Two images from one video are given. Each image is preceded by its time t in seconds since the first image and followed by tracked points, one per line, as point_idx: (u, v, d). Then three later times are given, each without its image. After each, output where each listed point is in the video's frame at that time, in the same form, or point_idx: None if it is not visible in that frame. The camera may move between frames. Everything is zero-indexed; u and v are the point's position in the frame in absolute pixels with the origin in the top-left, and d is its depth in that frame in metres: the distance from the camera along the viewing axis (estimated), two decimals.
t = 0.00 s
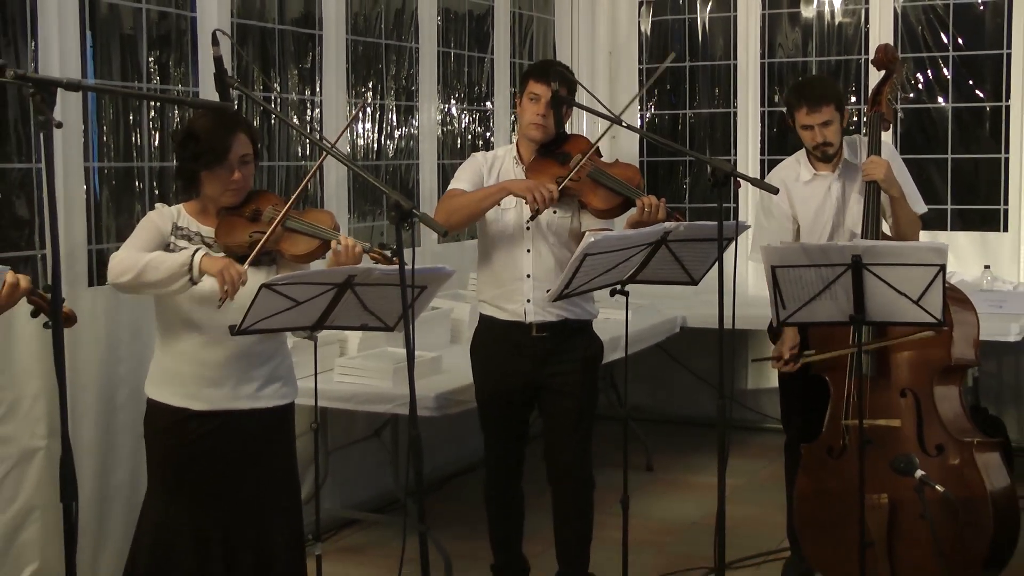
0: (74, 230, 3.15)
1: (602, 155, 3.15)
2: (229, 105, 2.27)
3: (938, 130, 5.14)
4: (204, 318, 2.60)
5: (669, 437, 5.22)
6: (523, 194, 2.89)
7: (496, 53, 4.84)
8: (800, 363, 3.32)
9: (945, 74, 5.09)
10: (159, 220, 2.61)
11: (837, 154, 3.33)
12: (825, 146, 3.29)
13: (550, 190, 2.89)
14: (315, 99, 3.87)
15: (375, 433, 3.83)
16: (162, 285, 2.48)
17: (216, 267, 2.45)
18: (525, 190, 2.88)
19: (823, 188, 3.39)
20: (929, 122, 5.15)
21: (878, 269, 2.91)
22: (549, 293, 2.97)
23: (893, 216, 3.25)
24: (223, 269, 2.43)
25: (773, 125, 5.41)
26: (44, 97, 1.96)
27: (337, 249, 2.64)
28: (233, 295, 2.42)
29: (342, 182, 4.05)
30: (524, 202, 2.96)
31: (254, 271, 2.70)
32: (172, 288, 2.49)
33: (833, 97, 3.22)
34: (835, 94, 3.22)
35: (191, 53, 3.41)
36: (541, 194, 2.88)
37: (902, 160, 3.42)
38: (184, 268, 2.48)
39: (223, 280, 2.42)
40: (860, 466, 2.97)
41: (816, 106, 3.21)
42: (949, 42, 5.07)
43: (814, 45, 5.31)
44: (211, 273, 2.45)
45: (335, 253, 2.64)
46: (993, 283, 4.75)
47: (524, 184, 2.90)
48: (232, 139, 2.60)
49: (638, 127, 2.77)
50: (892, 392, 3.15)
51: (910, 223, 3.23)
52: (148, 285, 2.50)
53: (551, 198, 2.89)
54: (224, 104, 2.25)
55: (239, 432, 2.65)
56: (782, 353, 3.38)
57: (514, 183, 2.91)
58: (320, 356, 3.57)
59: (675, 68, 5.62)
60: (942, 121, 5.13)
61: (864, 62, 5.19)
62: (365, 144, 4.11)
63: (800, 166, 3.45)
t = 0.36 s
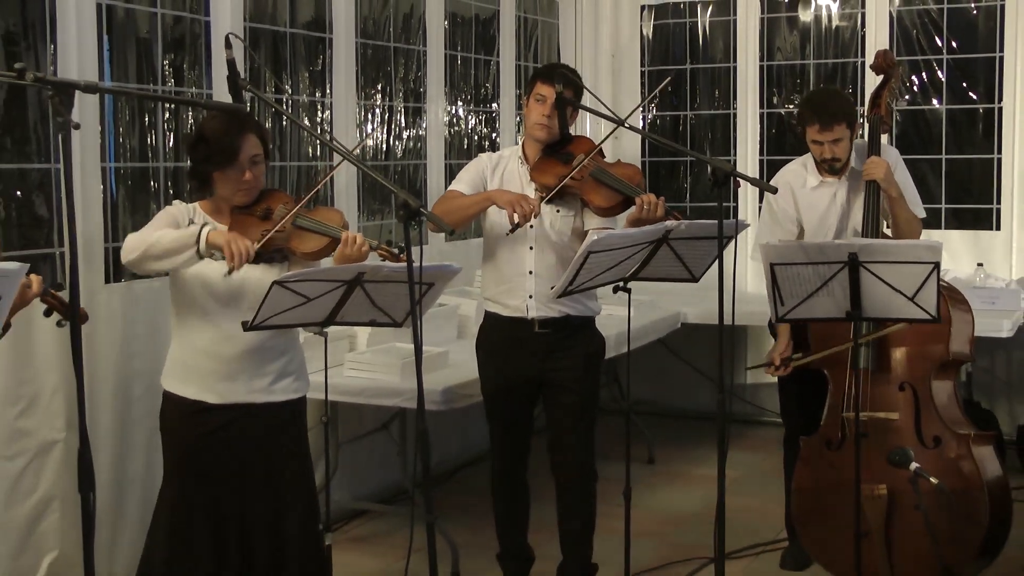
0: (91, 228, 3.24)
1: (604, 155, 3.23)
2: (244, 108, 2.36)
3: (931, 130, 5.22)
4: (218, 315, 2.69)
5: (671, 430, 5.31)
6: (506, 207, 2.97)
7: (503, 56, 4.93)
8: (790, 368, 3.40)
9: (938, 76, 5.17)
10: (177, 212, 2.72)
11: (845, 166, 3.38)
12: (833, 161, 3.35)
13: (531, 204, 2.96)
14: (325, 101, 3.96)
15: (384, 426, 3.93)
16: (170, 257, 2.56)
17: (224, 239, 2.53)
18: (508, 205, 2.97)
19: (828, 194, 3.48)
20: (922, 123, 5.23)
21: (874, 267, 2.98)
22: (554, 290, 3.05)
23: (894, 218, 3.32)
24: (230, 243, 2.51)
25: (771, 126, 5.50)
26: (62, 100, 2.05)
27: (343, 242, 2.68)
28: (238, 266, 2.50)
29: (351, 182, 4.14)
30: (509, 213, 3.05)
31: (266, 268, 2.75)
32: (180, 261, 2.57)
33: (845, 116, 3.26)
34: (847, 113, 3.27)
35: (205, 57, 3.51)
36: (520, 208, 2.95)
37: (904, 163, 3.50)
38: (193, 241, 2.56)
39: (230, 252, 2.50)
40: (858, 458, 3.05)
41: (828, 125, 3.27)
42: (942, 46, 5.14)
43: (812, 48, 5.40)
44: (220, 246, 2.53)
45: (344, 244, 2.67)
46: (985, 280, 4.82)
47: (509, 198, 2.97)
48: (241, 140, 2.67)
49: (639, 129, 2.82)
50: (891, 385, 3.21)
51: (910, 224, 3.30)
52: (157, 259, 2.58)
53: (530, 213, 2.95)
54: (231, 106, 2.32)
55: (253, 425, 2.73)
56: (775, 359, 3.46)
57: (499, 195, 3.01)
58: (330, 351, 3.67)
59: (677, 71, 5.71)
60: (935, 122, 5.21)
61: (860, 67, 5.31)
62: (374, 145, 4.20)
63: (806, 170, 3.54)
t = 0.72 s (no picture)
0: (109, 228, 3.34)
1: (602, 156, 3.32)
2: (258, 112, 2.43)
3: (926, 133, 5.30)
4: (232, 312, 2.78)
5: (673, 425, 5.41)
6: (524, 191, 3.05)
7: (509, 61, 5.03)
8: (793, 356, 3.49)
9: (932, 80, 5.26)
10: (189, 217, 2.80)
11: (841, 162, 3.49)
12: (830, 157, 3.45)
13: (550, 188, 3.04)
14: (336, 104, 4.06)
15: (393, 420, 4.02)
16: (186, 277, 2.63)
17: (238, 259, 2.58)
18: (526, 189, 3.05)
19: (825, 189, 3.56)
20: (916, 124, 5.32)
21: (870, 265, 3.05)
22: (557, 288, 3.13)
23: (892, 216, 3.41)
24: (244, 263, 2.56)
25: (770, 128, 5.59)
26: (82, 103, 2.08)
27: (353, 240, 2.77)
28: (253, 285, 2.55)
29: (361, 183, 4.24)
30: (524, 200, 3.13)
31: (278, 267, 2.84)
32: (196, 280, 2.64)
33: (843, 113, 3.36)
34: (845, 109, 3.36)
35: (219, 61, 3.60)
36: (541, 191, 3.03)
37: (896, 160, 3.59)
38: (208, 261, 2.62)
39: (244, 271, 2.55)
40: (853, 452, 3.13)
41: (827, 122, 3.37)
42: (936, 50, 5.23)
43: (810, 52, 5.49)
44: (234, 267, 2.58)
45: (353, 243, 2.76)
46: (977, 279, 4.89)
47: (526, 183, 3.06)
48: (254, 142, 2.76)
49: (641, 131, 2.90)
50: (885, 382, 3.31)
51: (908, 219, 3.39)
52: (174, 277, 2.66)
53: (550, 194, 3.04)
54: (248, 110, 2.38)
55: (267, 419, 2.82)
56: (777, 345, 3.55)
57: (516, 183, 3.08)
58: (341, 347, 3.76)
59: (678, 75, 5.80)
60: (929, 125, 5.29)
61: (856, 70, 5.38)
62: (383, 147, 4.29)
63: (803, 168, 3.63)
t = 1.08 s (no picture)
0: (124, 228, 3.43)
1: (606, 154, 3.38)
2: (268, 113, 2.46)
3: (920, 135, 5.39)
4: (246, 309, 2.87)
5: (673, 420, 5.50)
6: (517, 204, 3.13)
7: (514, 64, 5.12)
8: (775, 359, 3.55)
9: (926, 83, 5.35)
10: (203, 215, 2.87)
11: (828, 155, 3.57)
12: (817, 149, 3.53)
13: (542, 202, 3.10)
14: (346, 106, 4.15)
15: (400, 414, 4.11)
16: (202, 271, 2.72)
17: (251, 255, 2.67)
18: (519, 203, 3.13)
19: (814, 185, 3.65)
20: (910, 126, 5.40)
21: (866, 264, 3.12)
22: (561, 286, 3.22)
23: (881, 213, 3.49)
24: (257, 258, 2.65)
25: (769, 130, 5.68)
26: (98, 105, 2.13)
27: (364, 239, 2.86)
28: (267, 281, 2.63)
29: (370, 183, 4.33)
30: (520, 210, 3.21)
31: (290, 265, 2.93)
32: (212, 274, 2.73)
33: (827, 104, 3.44)
34: (828, 102, 3.44)
35: (231, 64, 3.70)
36: (531, 205, 3.10)
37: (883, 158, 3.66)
38: (223, 256, 2.71)
39: (257, 267, 2.63)
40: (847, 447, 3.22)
41: (810, 113, 3.44)
42: (930, 54, 5.33)
43: (807, 57, 5.59)
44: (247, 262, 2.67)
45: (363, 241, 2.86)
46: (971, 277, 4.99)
47: (519, 196, 3.14)
48: (268, 143, 2.85)
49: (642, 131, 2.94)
50: (875, 378, 3.37)
51: (896, 216, 3.48)
52: (189, 271, 2.74)
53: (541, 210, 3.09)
54: (262, 111, 2.44)
55: (279, 413, 2.92)
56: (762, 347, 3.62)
57: (509, 194, 3.17)
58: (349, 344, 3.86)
59: (678, 78, 5.89)
60: (923, 127, 5.38)
61: (852, 74, 5.49)
62: (391, 148, 4.38)
63: (792, 165, 3.71)
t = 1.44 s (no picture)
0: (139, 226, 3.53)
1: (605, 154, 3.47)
2: (274, 115, 2.55)
3: (914, 135, 5.49)
4: (258, 306, 2.96)
5: (674, 415, 5.59)
6: (536, 193, 3.18)
7: (518, 67, 5.22)
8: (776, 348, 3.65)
9: (919, 85, 5.45)
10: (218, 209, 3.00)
11: (823, 154, 3.66)
12: (812, 148, 3.62)
13: (558, 189, 3.17)
14: (354, 109, 4.24)
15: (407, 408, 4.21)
16: (212, 252, 2.82)
17: (261, 238, 2.77)
18: (537, 191, 3.18)
19: (809, 185, 3.75)
20: (905, 129, 5.51)
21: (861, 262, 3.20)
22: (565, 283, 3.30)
23: (874, 212, 3.58)
24: (267, 242, 2.75)
25: (767, 131, 5.76)
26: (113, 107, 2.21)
27: (372, 239, 2.93)
28: (274, 264, 2.73)
29: (378, 184, 4.43)
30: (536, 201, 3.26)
31: (299, 262, 3.01)
32: (222, 254, 2.83)
33: (823, 104, 3.53)
34: (824, 102, 3.53)
35: (242, 69, 3.80)
36: (549, 194, 3.16)
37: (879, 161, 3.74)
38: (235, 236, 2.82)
39: (266, 250, 2.73)
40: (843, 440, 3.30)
41: (807, 112, 3.53)
42: (924, 57, 5.42)
43: (804, 61, 5.68)
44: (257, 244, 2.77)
45: (372, 242, 2.92)
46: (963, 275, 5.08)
47: (536, 186, 3.19)
48: (277, 144, 2.93)
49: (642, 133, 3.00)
50: (870, 373, 3.45)
51: (887, 216, 3.58)
52: (200, 252, 2.85)
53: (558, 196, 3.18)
54: (268, 112, 2.53)
55: (290, 406, 3.01)
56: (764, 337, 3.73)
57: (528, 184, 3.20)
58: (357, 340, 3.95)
59: (679, 80, 5.98)
60: (917, 129, 5.49)
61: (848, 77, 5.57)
62: (399, 149, 4.48)
63: (790, 165, 3.80)
